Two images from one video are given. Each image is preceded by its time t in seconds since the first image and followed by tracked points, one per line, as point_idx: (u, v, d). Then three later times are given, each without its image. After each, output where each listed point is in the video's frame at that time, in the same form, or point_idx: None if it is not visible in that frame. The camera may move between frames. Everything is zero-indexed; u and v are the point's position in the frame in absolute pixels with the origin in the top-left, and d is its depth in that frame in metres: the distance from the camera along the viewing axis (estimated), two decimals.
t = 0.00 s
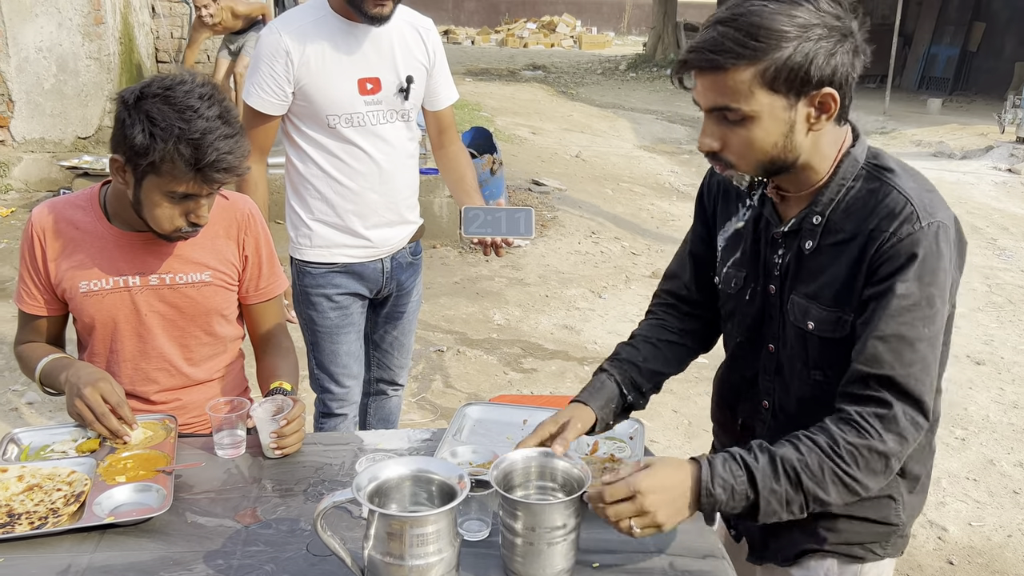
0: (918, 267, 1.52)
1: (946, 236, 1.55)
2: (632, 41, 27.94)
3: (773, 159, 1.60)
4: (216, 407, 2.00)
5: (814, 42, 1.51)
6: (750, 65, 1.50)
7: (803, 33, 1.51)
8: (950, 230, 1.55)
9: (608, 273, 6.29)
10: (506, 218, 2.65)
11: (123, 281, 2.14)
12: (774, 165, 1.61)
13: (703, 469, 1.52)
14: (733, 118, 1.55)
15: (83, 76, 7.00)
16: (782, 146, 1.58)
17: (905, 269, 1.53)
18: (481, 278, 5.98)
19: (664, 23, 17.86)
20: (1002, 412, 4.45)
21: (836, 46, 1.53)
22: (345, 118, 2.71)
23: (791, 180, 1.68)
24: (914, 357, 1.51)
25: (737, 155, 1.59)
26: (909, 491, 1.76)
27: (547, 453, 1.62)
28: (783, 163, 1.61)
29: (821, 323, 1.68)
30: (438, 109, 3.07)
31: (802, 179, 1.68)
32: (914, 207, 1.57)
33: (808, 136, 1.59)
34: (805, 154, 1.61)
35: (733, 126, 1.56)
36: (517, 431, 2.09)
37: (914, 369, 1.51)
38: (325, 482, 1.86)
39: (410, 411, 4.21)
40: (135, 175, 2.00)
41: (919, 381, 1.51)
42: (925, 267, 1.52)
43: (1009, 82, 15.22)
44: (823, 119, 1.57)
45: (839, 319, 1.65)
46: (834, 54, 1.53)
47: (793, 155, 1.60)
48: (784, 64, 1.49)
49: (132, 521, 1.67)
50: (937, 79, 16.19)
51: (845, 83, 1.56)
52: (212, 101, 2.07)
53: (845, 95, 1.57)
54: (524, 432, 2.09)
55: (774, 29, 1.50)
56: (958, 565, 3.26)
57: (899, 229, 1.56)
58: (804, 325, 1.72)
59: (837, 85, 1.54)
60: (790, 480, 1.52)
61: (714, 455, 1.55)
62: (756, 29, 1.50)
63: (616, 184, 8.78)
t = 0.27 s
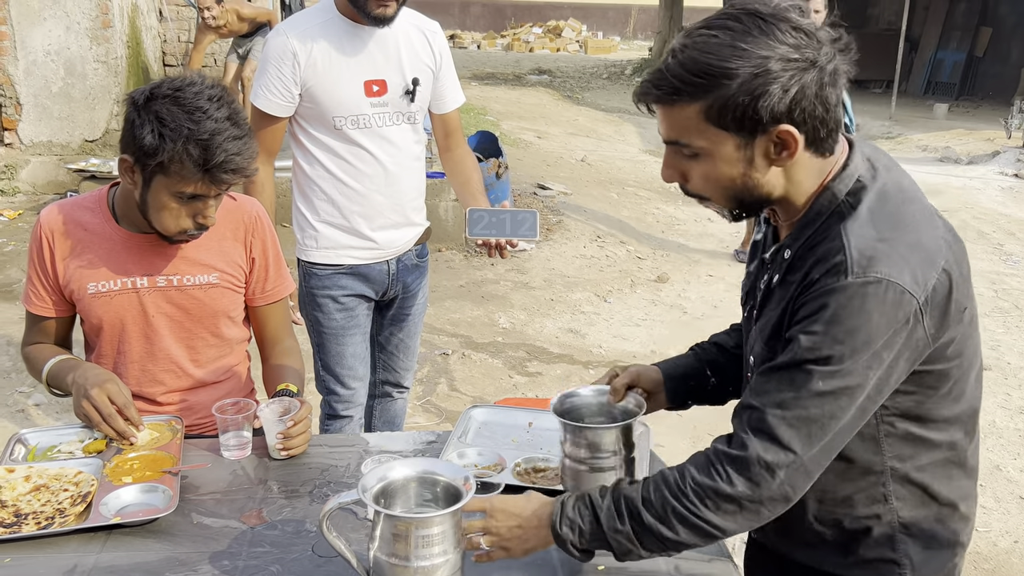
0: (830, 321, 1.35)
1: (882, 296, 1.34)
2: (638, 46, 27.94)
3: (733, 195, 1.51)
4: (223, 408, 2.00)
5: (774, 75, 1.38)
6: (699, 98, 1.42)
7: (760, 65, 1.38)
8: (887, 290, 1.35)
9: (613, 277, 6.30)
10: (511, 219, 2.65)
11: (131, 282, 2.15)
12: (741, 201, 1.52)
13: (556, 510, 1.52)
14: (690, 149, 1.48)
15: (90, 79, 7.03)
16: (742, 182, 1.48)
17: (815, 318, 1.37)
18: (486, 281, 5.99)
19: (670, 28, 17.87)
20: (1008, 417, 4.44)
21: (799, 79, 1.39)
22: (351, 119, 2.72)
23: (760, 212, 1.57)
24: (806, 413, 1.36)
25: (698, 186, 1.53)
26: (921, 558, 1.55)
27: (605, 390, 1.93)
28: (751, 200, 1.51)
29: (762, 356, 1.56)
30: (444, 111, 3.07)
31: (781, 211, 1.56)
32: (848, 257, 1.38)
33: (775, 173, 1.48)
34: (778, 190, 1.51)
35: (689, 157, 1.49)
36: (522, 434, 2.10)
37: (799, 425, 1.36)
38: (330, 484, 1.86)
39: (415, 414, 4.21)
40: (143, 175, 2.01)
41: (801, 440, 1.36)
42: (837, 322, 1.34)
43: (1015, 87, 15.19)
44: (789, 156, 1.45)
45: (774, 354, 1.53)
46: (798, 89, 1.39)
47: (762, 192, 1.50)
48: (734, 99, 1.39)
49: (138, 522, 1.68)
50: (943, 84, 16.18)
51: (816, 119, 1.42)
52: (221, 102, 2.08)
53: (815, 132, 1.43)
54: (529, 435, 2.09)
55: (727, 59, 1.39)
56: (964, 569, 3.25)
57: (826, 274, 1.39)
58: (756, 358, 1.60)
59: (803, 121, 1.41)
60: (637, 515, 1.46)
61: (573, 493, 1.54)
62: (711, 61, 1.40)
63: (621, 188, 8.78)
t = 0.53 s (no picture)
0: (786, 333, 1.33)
1: (839, 312, 1.30)
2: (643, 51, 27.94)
3: (729, 184, 1.51)
4: (225, 410, 2.00)
5: (763, 67, 1.36)
6: (691, 88, 1.43)
7: (748, 58, 1.37)
8: (845, 304, 1.30)
9: (618, 281, 6.29)
10: (515, 219, 2.65)
11: (134, 283, 2.15)
12: (740, 191, 1.51)
13: (566, 494, 1.57)
14: (686, 137, 1.49)
15: (96, 82, 7.05)
16: (736, 173, 1.48)
17: (773, 329, 1.35)
18: (490, 284, 5.98)
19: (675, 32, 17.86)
20: (1014, 423, 4.42)
21: (788, 72, 1.37)
22: (355, 120, 2.72)
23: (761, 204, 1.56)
24: (766, 432, 1.34)
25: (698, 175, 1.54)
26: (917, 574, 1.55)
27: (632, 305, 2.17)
28: (749, 191, 1.51)
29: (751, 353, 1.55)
30: (448, 113, 3.07)
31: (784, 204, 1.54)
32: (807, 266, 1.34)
33: (769, 166, 1.46)
34: (776, 183, 1.49)
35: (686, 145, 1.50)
36: (525, 436, 2.09)
37: (756, 434, 1.35)
38: (333, 486, 1.86)
39: (419, 417, 4.20)
40: (147, 176, 2.01)
41: (765, 456, 1.35)
42: (792, 334, 1.32)
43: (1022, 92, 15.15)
44: (783, 150, 1.43)
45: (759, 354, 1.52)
46: (787, 82, 1.37)
47: (758, 184, 1.49)
48: (722, 90, 1.39)
49: (140, 523, 1.67)
50: (949, 89, 16.15)
51: (809, 112, 1.39)
52: (226, 104, 2.08)
53: (809, 124, 1.41)
54: (533, 437, 2.09)
55: (719, 50, 1.39)
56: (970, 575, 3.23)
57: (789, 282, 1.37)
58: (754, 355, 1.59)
59: (795, 114, 1.39)
60: (624, 516, 1.50)
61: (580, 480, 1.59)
62: (703, 52, 1.40)
63: (626, 192, 8.77)
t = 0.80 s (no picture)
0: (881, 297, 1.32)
1: (930, 268, 1.33)
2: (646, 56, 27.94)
3: (786, 144, 1.49)
4: (228, 415, 2.00)
5: (831, 19, 1.38)
6: (757, 38, 1.44)
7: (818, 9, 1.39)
8: (936, 263, 1.32)
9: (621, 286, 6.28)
10: (519, 225, 2.66)
11: (138, 288, 2.15)
12: (794, 153, 1.50)
13: (667, 414, 1.60)
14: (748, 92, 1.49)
15: (101, 87, 7.08)
16: (794, 130, 1.46)
17: (860, 294, 1.35)
18: (493, 289, 5.98)
19: (678, 37, 17.87)
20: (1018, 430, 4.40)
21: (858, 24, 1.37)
22: (358, 126, 2.72)
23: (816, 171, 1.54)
24: (866, 404, 1.33)
25: (755, 135, 1.53)
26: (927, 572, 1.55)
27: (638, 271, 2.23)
28: (804, 154, 1.49)
29: (803, 329, 1.54)
30: (451, 119, 3.08)
31: (841, 174, 1.52)
32: (893, 224, 1.36)
33: (829, 125, 1.45)
34: (834, 146, 1.47)
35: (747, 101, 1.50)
36: (528, 442, 2.09)
37: (847, 399, 1.35)
38: (336, 492, 1.86)
39: (421, 422, 4.21)
40: (150, 179, 2.02)
41: (866, 430, 1.33)
42: (885, 299, 1.32)
43: None
44: (843, 107, 1.42)
45: (817, 329, 1.51)
46: (856, 36, 1.37)
47: (816, 144, 1.47)
48: (789, 40, 1.40)
49: (143, 528, 1.67)
50: (953, 95, 16.13)
51: (873, 70, 1.38)
52: (228, 107, 2.09)
53: (876, 82, 1.39)
54: (536, 443, 2.08)
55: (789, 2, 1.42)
56: None
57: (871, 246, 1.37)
58: (793, 328, 1.59)
59: (859, 69, 1.38)
60: (720, 456, 1.51)
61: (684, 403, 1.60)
62: (775, 3, 1.43)
63: (629, 197, 8.77)
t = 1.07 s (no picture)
0: (932, 294, 1.36)
1: (981, 269, 1.36)
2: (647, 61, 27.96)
3: (835, 126, 1.52)
4: (229, 420, 2.00)
5: (899, 1, 1.40)
6: (819, 15, 1.46)
7: None
8: (984, 265, 1.36)
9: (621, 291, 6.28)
10: (520, 232, 2.65)
11: (138, 293, 2.15)
12: (841, 136, 1.53)
13: (694, 380, 1.65)
14: (804, 70, 1.51)
15: (103, 92, 7.11)
16: (847, 112, 1.49)
17: (910, 289, 1.38)
18: (494, 294, 5.99)
19: (679, 43, 17.89)
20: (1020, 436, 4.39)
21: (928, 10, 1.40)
22: (359, 132, 2.73)
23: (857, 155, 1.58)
24: (905, 399, 1.37)
25: (803, 116, 1.55)
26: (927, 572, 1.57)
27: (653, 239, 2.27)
28: (851, 136, 1.52)
29: (835, 321, 1.56)
30: (450, 125, 3.08)
31: (881, 162, 1.57)
32: (948, 222, 1.40)
33: (880, 110, 1.48)
34: (880, 133, 1.51)
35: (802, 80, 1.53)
36: (529, 447, 2.09)
37: (889, 391, 1.38)
38: (336, 497, 1.86)
39: (422, 427, 4.20)
40: (149, 181, 2.03)
41: (902, 424, 1.37)
42: (934, 297, 1.36)
43: None
44: (899, 93, 1.45)
45: (850, 322, 1.54)
46: (921, 23, 1.40)
47: (865, 128, 1.50)
48: (855, 18, 1.42)
49: (143, 533, 1.67)
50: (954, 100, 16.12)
51: (933, 59, 1.42)
52: (225, 107, 2.10)
53: (935, 71, 1.43)
54: (536, 449, 2.08)
55: None
56: None
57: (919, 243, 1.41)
58: (822, 320, 1.62)
59: (921, 55, 1.41)
60: (745, 429, 1.56)
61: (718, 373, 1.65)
62: None
63: (630, 202, 8.77)
